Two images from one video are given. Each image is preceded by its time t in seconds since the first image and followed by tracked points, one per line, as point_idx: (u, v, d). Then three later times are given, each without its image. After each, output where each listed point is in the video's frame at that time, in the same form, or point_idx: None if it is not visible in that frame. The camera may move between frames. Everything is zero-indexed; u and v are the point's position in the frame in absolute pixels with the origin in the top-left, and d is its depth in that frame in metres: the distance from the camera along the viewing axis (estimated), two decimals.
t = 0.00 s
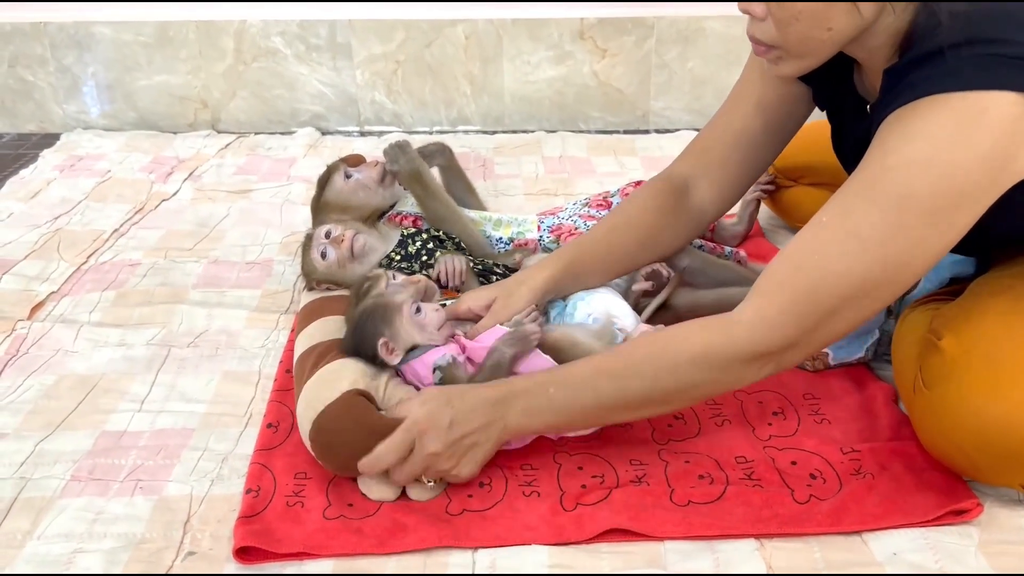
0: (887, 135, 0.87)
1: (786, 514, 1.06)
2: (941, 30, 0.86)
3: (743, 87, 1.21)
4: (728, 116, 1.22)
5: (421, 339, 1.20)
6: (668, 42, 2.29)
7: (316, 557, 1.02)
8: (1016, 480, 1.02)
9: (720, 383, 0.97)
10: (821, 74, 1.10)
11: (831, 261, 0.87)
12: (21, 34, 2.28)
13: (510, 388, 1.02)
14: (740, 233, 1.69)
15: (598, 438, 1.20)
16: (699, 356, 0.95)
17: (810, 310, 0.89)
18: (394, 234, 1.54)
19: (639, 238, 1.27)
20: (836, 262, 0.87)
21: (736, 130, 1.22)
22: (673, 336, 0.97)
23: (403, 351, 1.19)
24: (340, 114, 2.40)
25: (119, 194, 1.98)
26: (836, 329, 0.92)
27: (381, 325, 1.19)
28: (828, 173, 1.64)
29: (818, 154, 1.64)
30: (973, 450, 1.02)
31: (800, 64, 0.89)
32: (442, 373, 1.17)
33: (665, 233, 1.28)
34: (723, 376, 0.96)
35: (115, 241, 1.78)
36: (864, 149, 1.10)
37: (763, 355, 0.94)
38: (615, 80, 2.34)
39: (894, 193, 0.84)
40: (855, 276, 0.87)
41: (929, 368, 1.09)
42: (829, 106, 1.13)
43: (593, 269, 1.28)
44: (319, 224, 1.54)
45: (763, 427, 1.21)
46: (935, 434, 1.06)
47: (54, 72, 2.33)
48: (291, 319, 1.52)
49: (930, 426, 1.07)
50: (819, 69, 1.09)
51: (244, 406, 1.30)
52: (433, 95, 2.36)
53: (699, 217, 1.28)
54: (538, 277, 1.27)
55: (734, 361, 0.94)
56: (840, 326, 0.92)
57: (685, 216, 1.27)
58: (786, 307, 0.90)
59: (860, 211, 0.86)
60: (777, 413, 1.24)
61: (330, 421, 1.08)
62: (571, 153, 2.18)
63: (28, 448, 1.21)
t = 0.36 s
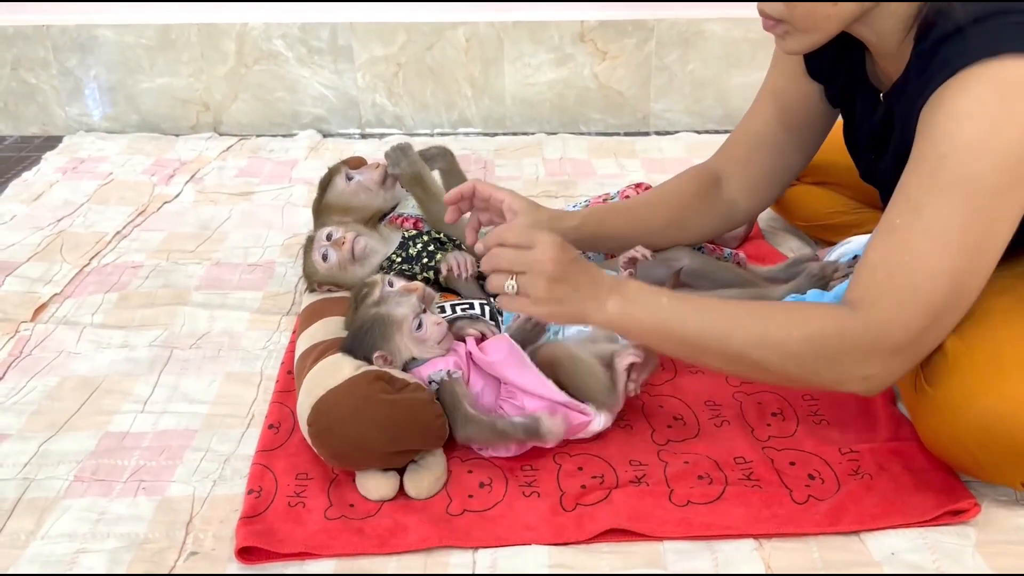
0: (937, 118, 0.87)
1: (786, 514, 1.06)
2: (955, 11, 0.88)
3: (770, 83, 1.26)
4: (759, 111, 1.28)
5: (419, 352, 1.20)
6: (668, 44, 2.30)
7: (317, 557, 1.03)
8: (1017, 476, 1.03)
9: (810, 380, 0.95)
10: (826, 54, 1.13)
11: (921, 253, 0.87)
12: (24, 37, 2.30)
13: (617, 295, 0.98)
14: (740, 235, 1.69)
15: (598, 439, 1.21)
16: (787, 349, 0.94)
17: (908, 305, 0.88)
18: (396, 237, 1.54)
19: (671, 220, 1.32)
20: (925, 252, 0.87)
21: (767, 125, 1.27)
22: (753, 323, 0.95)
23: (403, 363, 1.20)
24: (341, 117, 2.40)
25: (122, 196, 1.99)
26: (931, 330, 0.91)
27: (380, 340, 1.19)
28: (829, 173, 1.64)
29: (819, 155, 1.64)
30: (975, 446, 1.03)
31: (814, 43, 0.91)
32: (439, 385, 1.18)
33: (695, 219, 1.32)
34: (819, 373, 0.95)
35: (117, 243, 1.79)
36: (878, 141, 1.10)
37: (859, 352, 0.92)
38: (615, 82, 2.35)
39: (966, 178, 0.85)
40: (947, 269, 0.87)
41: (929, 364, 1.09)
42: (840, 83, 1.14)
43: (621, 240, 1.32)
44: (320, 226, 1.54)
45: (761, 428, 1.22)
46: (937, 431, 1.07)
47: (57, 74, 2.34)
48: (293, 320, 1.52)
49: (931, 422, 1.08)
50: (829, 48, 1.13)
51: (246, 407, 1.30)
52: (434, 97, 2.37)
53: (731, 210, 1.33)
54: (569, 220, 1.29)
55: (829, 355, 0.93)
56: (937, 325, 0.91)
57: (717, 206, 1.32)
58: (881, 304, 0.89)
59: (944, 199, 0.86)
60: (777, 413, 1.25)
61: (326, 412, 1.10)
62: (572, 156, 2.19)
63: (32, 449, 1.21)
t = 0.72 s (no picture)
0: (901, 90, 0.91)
1: (779, 513, 1.07)
2: None
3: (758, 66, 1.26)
4: (738, 100, 1.29)
5: (416, 357, 1.20)
6: (666, 46, 2.31)
7: (314, 556, 1.04)
8: (1007, 475, 1.03)
9: (762, 325, 1.06)
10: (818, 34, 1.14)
11: (866, 209, 0.93)
12: (24, 40, 2.31)
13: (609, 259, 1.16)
14: (736, 235, 1.69)
15: (593, 439, 1.21)
16: (739, 296, 1.05)
17: (844, 259, 0.95)
18: (393, 238, 1.55)
19: (642, 211, 1.35)
20: (865, 213, 0.93)
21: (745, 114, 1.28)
22: (717, 271, 1.07)
23: (398, 367, 1.21)
24: (339, 119, 2.41)
25: (121, 198, 2.00)
26: (879, 287, 0.96)
27: (378, 342, 1.20)
28: (826, 173, 1.65)
29: (814, 155, 1.65)
30: (963, 444, 1.04)
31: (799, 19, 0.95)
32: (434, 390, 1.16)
33: (668, 206, 1.35)
34: (773, 319, 1.04)
35: (117, 244, 1.80)
36: (869, 125, 1.11)
37: (805, 296, 1.01)
38: (613, 84, 2.36)
39: (917, 144, 0.89)
40: (886, 229, 0.92)
41: (920, 362, 1.10)
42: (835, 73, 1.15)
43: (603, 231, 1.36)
44: (318, 228, 1.56)
45: (756, 428, 1.23)
46: (925, 430, 1.08)
47: (56, 77, 2.35)
48: (291, 321, 1.53)
49: (921, 421, 1.09)
50: (823, 32, 1.13)
51: (244, 407, 1.31)
52: (432, 100, 2.38)
53: (704, 196, 1.35)
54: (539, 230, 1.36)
55: (777, 301, 1.03)
56: (884, 284, 0.96)
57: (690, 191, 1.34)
58: (821, 256, 0.97)
59: (887, 162, 0.92)
60: (771, 413, 1.25)
61: (323, 412, 1.10)
62: (569, 157, 2.20)
63: (32, 449, 1.22)
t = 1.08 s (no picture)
0: (888, 107, 0.92)
1: (778, 515, 1.07)
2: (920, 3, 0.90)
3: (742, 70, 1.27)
4: (718, 106, 1.29)
5: (412, 354, 1.22)
6: (664, 49, 2.31)
7: (313, 559, 1.04)
8: (1008, 477, 1.04)
9: (762, 339, 1.08)
10: (802, 48, 1.15)
11: (859, 224, 0.95)
12: (23, 42, 2.31)
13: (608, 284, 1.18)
14: (736, 237, 1.70)
15: (593, 442, 1.21)
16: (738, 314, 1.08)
17: (836, 277, 0.97)
18: (391, 241, 1.55)
19: (608, 211, 1.34)
20: (854, 233, 0.95)
21: (724, 119, 1.28)
22: (714, 289, 1.09)
23: (395, 365, 1.22)
24: (338, 121, 2.41)
25: (120, 201, 2.00)
26: (873, 299, 0.98)
27: (373, 342, 1.20)
28: (826, 174, 1.65)
29: (813, 157, 1.65)
30: (965, 446, 1.04)
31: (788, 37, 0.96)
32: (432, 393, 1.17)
33: (636, 205, 1.34)
34: (772, 333, 1.07)
35: (116, 247, 1.80)
36: (860, 134, 1.12)
37: (802, 311, 1.03)
38: (612, 86, 2.36)
39: (903, 164, 0.91)
40: (881, 244, 0.94)
41: (920, 364, 1.10)
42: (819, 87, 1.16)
43: (569, 229, 1.36)
44: (317, 231, 1.57)
45: (755, 430, 1.23)
46: (926, 433, 1.08)
47: (55, 80, 2.35)
48: (290, 324, 1.53)
49: (921, 423, 1.08)
50: (806, 47, 1.14)
51: (243, 410, 1.31)
52: (431, 102, 2.38)
53: (677, 198, 1.33)
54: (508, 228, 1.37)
55: (775, 318, 1.05)
56: (877, 296, 0.98)
57: (658, 195, 1.33)
58: (813, 274, 0.99)
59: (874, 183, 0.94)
60: (771, 416, 1.25)
61: (319, 415, 1.10)
62: (568, 159, 2.20)
63: (30, 453, 1.22)
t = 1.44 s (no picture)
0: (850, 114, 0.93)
1: (776, 519, 1.07)
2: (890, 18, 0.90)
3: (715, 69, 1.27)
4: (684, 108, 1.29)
5: (409, 356, 1.20)
6: (662, 52, 2.31)
7: (310, 563, 1.04)
8: (1001, 481, 1.03)
9: (697, 330, 1.10)
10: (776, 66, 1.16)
11: (801, 226, 0.96)
12: (21, 46, 2.31)
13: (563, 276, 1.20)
14: (734, 240, 1.68)
15: (591, 445, 1.21)
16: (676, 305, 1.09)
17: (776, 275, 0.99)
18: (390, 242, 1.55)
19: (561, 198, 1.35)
20: (797, 232, 0.97)
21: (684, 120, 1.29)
22: (660, 279, 1.11)
23: (391, 368, 1.21)
24: (337, 124, 2.42)
25: (118, 204, 2.00)
26: (805, 298, 1.01)
27: (368, 347, 1.20)
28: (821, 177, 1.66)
29: (806, 163, 1.66)
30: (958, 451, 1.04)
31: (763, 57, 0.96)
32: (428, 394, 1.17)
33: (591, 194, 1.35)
34: (707, 327, 1.08)
35: (113, 250, 1.80)
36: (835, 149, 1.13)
37: (736, 304, 1.04)
38: (609, 89, 2.36)
39: (854, 170, 0.92)
40: (819, 248, 0.96)
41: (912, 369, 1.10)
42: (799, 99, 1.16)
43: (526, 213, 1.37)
44: (316, 235, 1.55)
45: (753, 434, 1.23)
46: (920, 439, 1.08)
47: (53, 83, 2.35)
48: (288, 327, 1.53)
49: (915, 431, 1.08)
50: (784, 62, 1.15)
51: (241, 414, 1.31)
52: (429, 105, 2.38)
53: (632, 192, 1.34)
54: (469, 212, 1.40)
55: (711, 310, 1.06)
56: (810, 296, 1.00)
57: (612, 187, 1.34)
58: (751, 269, 1.01)
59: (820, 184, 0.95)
60: (769, 419, 1.25)
61: (316, 418, 1.10)
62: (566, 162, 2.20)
63: (27, 457, 1.22)
